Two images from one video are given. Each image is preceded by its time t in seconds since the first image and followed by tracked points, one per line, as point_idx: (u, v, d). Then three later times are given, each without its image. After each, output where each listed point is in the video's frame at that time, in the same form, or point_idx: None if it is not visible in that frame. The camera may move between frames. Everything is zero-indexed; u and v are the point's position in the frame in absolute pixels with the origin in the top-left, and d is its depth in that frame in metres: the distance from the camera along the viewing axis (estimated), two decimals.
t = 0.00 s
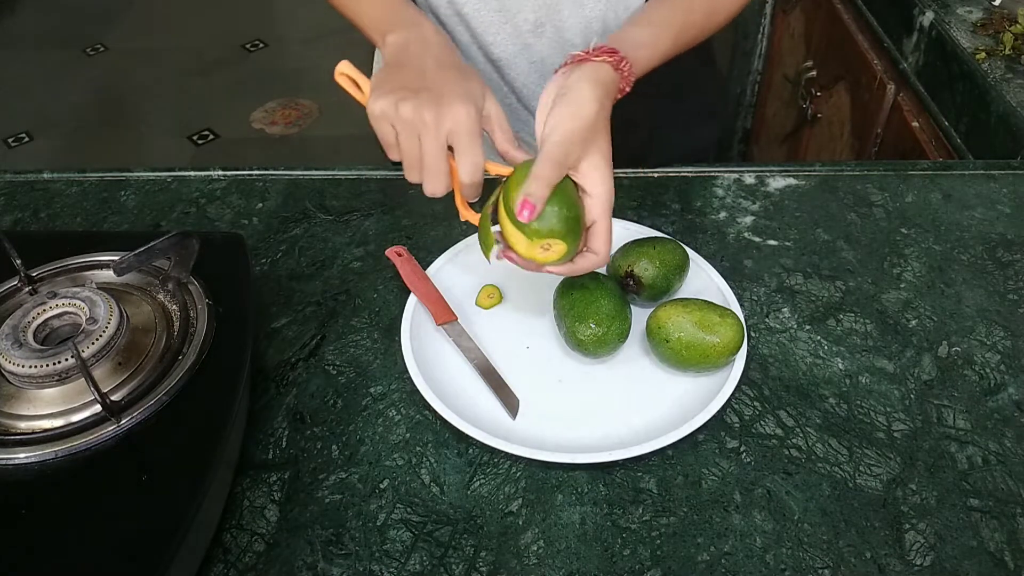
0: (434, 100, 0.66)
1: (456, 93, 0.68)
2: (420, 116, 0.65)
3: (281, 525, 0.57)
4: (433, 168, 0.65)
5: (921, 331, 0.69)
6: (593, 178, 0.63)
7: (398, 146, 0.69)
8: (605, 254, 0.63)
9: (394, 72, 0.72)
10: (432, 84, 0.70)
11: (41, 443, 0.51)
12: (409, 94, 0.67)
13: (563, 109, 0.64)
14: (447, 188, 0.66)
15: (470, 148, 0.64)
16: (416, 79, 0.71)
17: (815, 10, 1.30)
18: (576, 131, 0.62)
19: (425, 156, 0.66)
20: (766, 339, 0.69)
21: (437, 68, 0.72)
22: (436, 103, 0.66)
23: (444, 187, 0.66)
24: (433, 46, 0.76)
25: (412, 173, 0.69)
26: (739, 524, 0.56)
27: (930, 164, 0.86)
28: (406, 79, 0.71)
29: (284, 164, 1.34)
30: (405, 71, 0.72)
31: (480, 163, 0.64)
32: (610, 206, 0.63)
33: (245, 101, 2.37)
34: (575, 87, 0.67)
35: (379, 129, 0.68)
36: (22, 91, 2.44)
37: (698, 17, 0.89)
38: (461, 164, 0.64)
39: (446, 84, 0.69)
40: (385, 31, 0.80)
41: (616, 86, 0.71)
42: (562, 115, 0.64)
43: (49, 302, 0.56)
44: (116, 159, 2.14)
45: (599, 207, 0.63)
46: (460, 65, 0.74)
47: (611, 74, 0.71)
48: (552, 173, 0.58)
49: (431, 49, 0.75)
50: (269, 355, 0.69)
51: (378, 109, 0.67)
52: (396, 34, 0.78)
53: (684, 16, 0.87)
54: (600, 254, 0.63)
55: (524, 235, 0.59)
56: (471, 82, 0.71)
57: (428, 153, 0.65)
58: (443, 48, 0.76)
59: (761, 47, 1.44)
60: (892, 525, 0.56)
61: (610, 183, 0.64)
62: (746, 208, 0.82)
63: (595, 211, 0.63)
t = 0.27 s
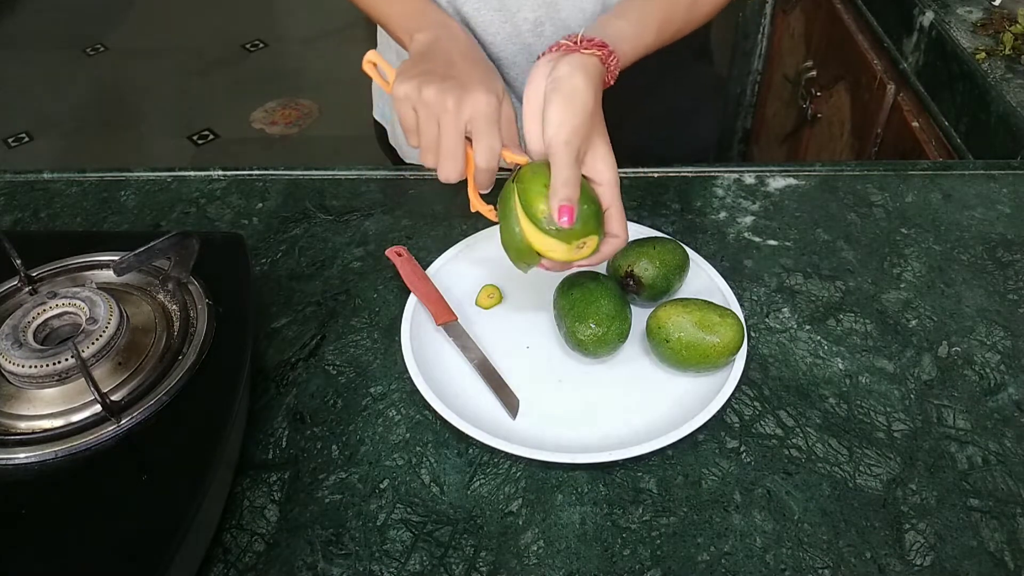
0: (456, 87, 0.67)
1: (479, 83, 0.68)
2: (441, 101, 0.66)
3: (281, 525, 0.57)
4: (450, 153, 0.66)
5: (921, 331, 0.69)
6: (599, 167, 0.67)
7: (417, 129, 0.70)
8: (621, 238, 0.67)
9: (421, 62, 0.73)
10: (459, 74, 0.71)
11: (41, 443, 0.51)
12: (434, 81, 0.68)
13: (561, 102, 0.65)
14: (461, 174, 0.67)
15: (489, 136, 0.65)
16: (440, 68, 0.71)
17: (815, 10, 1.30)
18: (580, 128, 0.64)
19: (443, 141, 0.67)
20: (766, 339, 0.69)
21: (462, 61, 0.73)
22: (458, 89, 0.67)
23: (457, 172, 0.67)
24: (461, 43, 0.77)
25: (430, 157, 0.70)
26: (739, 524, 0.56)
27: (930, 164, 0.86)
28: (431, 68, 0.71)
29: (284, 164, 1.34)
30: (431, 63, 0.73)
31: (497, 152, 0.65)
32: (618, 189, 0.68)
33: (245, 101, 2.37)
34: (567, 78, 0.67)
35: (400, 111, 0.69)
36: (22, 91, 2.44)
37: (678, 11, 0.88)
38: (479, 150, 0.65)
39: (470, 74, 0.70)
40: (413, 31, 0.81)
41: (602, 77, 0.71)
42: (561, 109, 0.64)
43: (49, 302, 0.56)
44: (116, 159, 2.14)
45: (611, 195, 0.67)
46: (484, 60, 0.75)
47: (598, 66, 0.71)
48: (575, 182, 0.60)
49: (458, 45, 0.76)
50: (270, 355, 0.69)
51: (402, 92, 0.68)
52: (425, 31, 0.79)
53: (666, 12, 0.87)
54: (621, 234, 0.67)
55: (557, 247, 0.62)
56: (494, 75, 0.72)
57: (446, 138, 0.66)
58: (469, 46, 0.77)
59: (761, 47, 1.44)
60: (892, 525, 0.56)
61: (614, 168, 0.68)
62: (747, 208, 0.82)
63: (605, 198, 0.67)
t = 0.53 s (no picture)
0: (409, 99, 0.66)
1: (433, 89, 0.67)
2: (397, 116, 0.65)
3: (281, 525, 0.57)
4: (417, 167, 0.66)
5: (921, 331, 0.69)
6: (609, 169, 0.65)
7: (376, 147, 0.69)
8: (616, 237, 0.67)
9: (370, 70, 0.72)
10: (408, 79, 0.69)
11: (41, 443, 0.51)
12: (386, 93, 0.67)
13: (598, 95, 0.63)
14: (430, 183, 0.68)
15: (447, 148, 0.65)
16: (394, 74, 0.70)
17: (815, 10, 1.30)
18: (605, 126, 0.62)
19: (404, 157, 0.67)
20: (766, 339, 0.69)
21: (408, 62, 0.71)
22: (414, 100, 0.66)
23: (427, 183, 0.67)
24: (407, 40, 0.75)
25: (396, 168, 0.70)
26: (739, 524, 0.56)
27: (930, 164, 0.86)
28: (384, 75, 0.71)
29: (284, 164, 1.34)
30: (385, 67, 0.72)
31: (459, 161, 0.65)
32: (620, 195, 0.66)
33: (245, 101, 2.37)
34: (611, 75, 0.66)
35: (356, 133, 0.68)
36: (22, 91, 2.44)
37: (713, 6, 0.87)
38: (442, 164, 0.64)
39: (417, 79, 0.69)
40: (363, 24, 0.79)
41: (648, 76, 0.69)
42: (595, 101, 0.63)
43: (49, 302, 0.56)
44: (116, 159, 2.14)
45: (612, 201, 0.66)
46: (434, 57, 0.73)
47: (645, 64, 0.69)
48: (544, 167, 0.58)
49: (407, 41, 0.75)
50: (270, 355, 0.69)
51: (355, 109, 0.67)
52: (373, 27, 0.77)
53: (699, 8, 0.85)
54: (611, 243, 0.67)
55: (538, 243, 0.60)
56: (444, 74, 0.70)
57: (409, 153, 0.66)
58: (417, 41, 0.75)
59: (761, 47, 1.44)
60: (892, 525, 0.56)
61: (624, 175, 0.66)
62: (747, 208, 0.82)
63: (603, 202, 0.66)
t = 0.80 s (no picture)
0: (406, 106, 0.66)
1: (431, 96, 0.67)
2: (392, 123, 0.66)
3: (281, 526, 0.57)
4: (409, 176, 0.67)
5: (921, 331, 0.69)
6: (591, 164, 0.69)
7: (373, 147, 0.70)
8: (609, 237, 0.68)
9: (375, 71, 0.72)
10: (408, 83, 0.69)
11: (41, 443, 0.51)
12: (384, 98, 0.67)
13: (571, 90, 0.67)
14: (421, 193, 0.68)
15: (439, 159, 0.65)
16: (394, 77, 0.71)
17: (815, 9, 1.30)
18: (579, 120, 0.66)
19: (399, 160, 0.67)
20: (766, 339, 0.69)
21: (412, 64, 0.72)
22: (409, 107, 0.66)
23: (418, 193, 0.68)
24: (417, 40, 0.75)
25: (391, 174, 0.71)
26: (739, 524, 0.56)
27: (930, 164, 0.86)
28: (385, 77, 0.71)
29: (284, 165, 1.34)
30: (387, 68, 0.72)
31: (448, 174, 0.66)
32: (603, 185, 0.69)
33: (245, 101, 2.37)
34: (585, 70, 0.69)
35: (356, 132, 0.70)
36: (22, 91, 2.44)
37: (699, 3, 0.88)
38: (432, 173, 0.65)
39: (420, 81, 0.69)
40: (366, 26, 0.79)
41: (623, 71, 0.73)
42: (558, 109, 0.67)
43: (49, 302, 0.56)
44: (116, 159, 2.13)
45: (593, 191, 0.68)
46: (441, 62, 0.73)
47: (619, 60, 0.72)
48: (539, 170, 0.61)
49: (416, 43, 0.75)
50: (270, 355, 0.69)
51: (353, 114, 0.68)
52: (379, 28, 0.78)
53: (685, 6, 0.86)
54: (611, 232, 0.67)
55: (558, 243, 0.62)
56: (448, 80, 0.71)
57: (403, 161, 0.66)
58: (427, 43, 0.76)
59: (761, 47, 1.44)
60: (892, 525, 0.56)
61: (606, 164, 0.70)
62: (747, 208, 0.82)
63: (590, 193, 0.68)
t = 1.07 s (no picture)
0: (417, 102, 0.66)
1: (442, 94, 0.67)
2: (403, 118, 0.65)
3: (281, 526, 0.57)
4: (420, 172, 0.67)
5: (921, 331, 0.69)
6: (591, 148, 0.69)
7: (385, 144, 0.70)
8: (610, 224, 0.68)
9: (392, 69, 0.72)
10: (422, 82, 0.69)
11: (41, 443, 0.51)
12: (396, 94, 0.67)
13: (558, 79, 0.68)
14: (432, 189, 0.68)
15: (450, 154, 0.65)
16: (407, 75, 0.71)
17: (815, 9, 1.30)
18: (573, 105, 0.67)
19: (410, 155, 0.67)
20: (766, 339, 0.69)
21: (428, 67, 0.72)
22: (421, 103, 0.66)
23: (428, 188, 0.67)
24: (435, 47, 0.75)
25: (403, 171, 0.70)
26: (739, 524, 0.56)
27: (930, 164, 0.86)
28: (399, 76, 0.71)
29: (285, 164, 1.34)
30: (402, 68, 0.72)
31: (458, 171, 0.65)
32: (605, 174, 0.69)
33: (245, 101, 2.37)
34: (566, 63, 0.70)
35: (368, 128, 0.69)
36: (22, 91, 2.44)
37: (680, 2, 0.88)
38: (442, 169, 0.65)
39: (435, 83, 0.69)
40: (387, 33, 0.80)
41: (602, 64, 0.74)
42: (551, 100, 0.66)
43: (49, 302, 0.56)
44: (116, 159, 2.14)
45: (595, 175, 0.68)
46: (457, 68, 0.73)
47: (598, 53, 0.73)
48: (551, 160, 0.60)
49: (435, 48, 0.75)
50: (270, 355, 0.69)
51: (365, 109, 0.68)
52: (396, 33, 0.78)
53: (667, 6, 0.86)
54: (613, 219, 0.67)
55: (576, 233, 0.61)
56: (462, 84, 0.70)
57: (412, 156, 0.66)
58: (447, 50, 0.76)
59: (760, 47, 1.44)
60: (892, 525, 0.56)
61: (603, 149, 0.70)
62: (747, 208, 0.82)
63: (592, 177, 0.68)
